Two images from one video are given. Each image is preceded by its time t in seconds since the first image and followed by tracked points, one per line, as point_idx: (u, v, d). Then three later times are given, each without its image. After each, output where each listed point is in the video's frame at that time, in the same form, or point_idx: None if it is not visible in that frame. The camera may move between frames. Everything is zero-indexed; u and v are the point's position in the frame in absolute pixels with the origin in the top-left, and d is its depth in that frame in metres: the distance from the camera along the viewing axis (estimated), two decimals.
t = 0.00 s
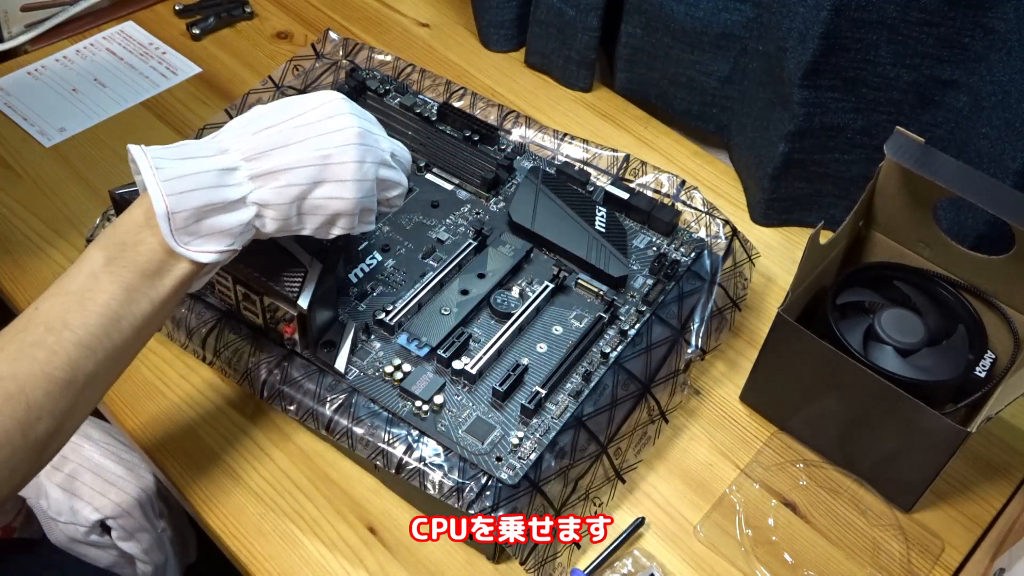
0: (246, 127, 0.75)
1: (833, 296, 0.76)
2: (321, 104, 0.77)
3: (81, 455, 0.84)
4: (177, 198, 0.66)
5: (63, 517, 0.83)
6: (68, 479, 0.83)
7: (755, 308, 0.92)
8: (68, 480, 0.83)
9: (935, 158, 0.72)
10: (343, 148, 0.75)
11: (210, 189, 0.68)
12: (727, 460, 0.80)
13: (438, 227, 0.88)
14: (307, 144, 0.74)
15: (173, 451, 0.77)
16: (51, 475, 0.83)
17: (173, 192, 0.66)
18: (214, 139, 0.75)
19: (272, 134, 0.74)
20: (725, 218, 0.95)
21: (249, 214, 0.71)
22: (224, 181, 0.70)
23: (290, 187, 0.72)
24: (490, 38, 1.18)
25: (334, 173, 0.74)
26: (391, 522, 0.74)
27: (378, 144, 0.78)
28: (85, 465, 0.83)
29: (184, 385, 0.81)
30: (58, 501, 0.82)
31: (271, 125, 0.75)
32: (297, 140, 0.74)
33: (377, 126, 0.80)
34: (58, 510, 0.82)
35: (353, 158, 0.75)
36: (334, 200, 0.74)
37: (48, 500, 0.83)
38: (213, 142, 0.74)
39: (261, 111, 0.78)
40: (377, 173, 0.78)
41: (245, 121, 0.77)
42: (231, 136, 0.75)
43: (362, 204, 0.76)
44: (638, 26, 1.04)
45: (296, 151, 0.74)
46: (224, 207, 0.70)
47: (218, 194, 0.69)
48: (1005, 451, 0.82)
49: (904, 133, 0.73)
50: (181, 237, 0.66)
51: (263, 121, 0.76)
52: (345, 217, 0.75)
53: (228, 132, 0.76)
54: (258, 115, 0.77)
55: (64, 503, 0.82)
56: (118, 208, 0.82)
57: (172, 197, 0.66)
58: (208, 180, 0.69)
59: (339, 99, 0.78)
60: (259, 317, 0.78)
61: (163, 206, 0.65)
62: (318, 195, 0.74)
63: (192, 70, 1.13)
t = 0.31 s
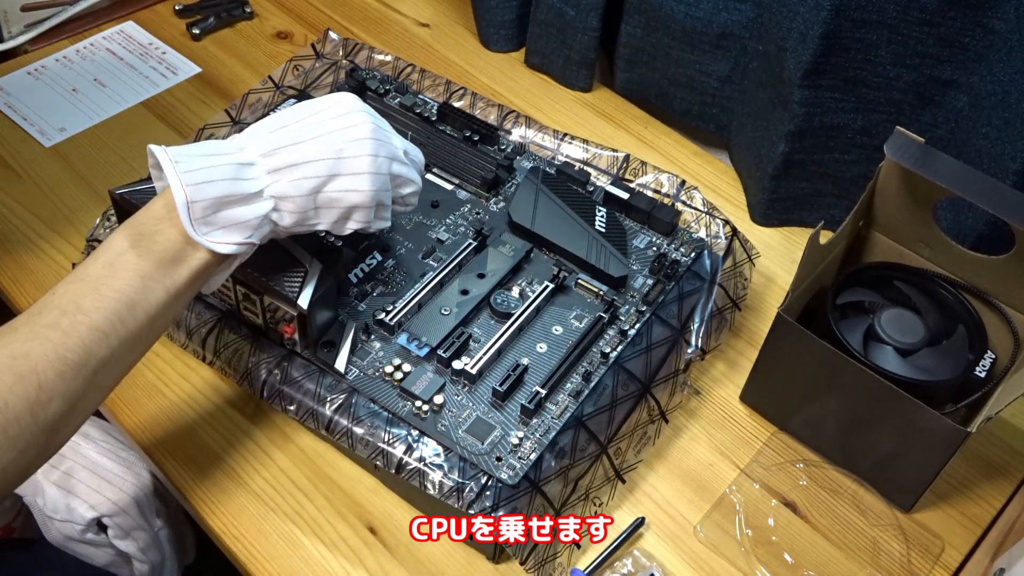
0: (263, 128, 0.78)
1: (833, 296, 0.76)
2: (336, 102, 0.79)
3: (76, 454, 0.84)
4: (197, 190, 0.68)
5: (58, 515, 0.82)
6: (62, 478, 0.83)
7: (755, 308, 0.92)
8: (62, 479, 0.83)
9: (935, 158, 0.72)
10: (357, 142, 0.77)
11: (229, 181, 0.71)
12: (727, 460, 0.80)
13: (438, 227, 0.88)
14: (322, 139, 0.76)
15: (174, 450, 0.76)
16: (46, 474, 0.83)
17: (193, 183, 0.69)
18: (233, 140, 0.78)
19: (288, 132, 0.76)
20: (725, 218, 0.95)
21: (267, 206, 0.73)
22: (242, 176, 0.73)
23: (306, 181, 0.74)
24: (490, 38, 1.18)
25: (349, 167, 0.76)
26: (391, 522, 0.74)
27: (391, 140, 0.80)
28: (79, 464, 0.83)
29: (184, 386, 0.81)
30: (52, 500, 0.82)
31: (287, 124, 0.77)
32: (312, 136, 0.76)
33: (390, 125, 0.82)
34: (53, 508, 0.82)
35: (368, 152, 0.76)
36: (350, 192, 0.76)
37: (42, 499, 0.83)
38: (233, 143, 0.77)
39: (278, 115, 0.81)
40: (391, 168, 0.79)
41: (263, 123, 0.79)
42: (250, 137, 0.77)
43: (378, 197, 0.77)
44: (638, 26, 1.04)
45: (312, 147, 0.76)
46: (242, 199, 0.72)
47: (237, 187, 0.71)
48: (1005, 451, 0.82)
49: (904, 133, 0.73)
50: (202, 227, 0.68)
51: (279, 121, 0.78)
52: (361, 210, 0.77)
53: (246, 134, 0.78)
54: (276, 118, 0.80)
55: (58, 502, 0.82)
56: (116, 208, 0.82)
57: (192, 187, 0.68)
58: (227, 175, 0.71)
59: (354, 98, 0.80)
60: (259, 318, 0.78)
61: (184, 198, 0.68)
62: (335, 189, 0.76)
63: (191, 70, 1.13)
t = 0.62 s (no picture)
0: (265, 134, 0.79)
1: (833, 296, 0.76)
2: (335, 103, 0.80)
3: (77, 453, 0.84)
4: (203, 191, 0.69)
5: (60, 514, 0.83)
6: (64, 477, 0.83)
7: (755, 309, 0.92)
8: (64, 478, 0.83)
9: (935, 158, 0.72)
10: (357, 139, 0.77)
11: (234, 182, 0.71)
12: (727, 460, 0.80)
13: (438, 227, 0.88)
14: (323, 137, 0.77)
15: (175, 451, 0.77)
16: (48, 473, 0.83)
17: (199, 185, 0.69)
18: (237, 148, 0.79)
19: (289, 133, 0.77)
20: (725, 218, 0.95)
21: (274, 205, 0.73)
22: (247, 178, 0.73)
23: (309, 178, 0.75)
24: (490, 38, 1.18)
25: (351, 162, 0.76)
26: (391, 522, 0.74)
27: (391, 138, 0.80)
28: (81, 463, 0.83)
29: (184, 386, 0.81)
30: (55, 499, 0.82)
31: (288, 126, 0.78)
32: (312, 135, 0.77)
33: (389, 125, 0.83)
34: (55, 507, 0.82)
35: (369, 146, 0.77)
36: (354, 187, 0.76)
37: (45, 498, 0.83)
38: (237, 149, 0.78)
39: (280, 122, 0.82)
40: (393, 164, 0.79)
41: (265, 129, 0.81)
42: (253, 142, 0.78)
43: (382, 191, 0.77)
44: (638, 26, 1.04)
45: (314, 145, 0.76)
46: (249, 200, 0.72)
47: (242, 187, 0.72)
48: (1005, 451, 0.82)
49: (904, 133, 0.73)
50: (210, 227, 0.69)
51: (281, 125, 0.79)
52: (368, 204, 0.76)
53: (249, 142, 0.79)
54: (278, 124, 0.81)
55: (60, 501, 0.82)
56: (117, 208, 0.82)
57: (198, 189, 0.69)
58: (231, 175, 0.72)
59: (352, 99, 0.81)
60: (259, 318, 0.78)
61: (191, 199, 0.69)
62: (340, 185, 0.76)
63: (191, 70, 1.13)
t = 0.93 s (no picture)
0: (263, 136, 0.80)
1: (833, 296, 0.76)
2: (330, 105, 0.80)
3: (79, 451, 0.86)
4: (197, 190, 0.70)
5: (64, 510, 0.84)
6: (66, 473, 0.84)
7: (755, 309, 0.92)
8: (67, 474, 0.84)
9: (935, 158, 0.72)
10: (353, 142, 0.77)
11: (229, 182, 0.72)
12: (727, 460, 0.80)
13: (438, 227, 0.88)
14: (318, 140, 0.77)
15: (174, 451, 0.76)
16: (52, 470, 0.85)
17: (193, 185, 0.70)
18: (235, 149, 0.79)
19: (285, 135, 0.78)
20: (725, 218, 0.95)
21: (268, 206, 0.73)
22: (242, 178, 0.74)
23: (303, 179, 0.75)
24: (490, 38, 1.18)
25: (346, 165, 0.76)
26: (391, 522, 0.74)
27: (386, 142, 0.81)
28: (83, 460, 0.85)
29: (184, 386, 0.81)
30: (59, 493, 0.84)
31: (285, 128, 0.79)
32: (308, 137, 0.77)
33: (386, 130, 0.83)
34: (58, 503, 0.84)
35: (363, 148, 0.77)
36: (349, 189, 0.76)
37: (50, 496, 0.84)
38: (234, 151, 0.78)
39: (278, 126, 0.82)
40: (388, 168, 0.79)
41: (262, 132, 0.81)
42: (250, 144, 0.78)
43: (377, 193, 0.77)
44: (638, 26, 1.04)
45: (309, 148, 0.76)
46: (244, 201, 0.73)
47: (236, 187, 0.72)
48: (1005, 451, 0.82)
49: (904, 133, 0.73)
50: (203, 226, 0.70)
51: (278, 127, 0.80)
52: (362, 206, 0.76)
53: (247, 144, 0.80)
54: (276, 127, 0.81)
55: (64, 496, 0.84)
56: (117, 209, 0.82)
57: (192, 189, 0.70)
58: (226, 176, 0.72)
59: (349, 102, 0.81)
60: (259, 318, 0.78)
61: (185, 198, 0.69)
62: (334, 186, 0.76)
63: (191, 70, 1.13)
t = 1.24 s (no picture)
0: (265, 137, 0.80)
1: (833, 296, 0.76)
2: (332, 108, 0.80)
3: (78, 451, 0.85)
4: (200, 190, 0.70)
5: (64, 509, 0.84)
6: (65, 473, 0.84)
7: (755, 309, 0.92)
8: (66, 474, 0.84)
9: (935, 158, 0.72)
10: (355, 145, 0.77)
11: (231, 183, 0.72)
12: (727, 460, 0.80)
13: (438, 227, 0.88)
14: (320, 143, 0.77)
15: (174, 450, 0.76)
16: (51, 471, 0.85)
17: (196, 185, 0.70)
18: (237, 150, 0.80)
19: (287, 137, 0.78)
20: (725, 218, 0.95)
21: (270, 207, 0.74)
22: (244, 179, 0.74)
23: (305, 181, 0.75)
24: (490, 38, 1.18)
25: (348, 168, 0.76)
26: (391, 523, 0.74)
27: (388, 145, 0.81)
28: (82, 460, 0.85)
29: (184, 386, 0.81)
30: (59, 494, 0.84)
31: (288, 130, 0.79)
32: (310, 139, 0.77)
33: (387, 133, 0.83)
34: (59, 503, 0.84)
35: (365, 151, 0.77)
36: (350, 191, 0.76)
37: (50, 496, 0.85)
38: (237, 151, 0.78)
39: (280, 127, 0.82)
40: (389, 172, 0.79)
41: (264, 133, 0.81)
42: (252, 145, 0.79)
43: (378, 196, 0.77)
44: (638, 26, 1.04)
45: (311, 150, 0.77)
46: (246, 201, 0.73)
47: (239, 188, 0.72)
48: (1005, 451, 0.82)
49: (904, 133, 0.73)
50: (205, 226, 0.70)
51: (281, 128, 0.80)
52: (362, 210, 0.76)
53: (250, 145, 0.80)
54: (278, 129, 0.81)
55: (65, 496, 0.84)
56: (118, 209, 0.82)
57: (195, 189, 0.70)
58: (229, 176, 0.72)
59: (350, 105, 0.81)
60: (259, 318, 0.78)
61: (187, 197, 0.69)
62: (335, 189, 0.76)
63: (191, 70, 1.13)
